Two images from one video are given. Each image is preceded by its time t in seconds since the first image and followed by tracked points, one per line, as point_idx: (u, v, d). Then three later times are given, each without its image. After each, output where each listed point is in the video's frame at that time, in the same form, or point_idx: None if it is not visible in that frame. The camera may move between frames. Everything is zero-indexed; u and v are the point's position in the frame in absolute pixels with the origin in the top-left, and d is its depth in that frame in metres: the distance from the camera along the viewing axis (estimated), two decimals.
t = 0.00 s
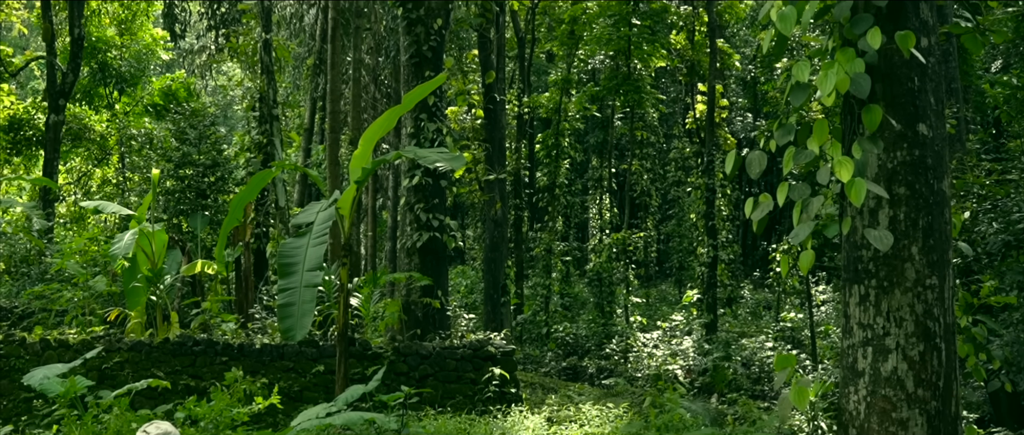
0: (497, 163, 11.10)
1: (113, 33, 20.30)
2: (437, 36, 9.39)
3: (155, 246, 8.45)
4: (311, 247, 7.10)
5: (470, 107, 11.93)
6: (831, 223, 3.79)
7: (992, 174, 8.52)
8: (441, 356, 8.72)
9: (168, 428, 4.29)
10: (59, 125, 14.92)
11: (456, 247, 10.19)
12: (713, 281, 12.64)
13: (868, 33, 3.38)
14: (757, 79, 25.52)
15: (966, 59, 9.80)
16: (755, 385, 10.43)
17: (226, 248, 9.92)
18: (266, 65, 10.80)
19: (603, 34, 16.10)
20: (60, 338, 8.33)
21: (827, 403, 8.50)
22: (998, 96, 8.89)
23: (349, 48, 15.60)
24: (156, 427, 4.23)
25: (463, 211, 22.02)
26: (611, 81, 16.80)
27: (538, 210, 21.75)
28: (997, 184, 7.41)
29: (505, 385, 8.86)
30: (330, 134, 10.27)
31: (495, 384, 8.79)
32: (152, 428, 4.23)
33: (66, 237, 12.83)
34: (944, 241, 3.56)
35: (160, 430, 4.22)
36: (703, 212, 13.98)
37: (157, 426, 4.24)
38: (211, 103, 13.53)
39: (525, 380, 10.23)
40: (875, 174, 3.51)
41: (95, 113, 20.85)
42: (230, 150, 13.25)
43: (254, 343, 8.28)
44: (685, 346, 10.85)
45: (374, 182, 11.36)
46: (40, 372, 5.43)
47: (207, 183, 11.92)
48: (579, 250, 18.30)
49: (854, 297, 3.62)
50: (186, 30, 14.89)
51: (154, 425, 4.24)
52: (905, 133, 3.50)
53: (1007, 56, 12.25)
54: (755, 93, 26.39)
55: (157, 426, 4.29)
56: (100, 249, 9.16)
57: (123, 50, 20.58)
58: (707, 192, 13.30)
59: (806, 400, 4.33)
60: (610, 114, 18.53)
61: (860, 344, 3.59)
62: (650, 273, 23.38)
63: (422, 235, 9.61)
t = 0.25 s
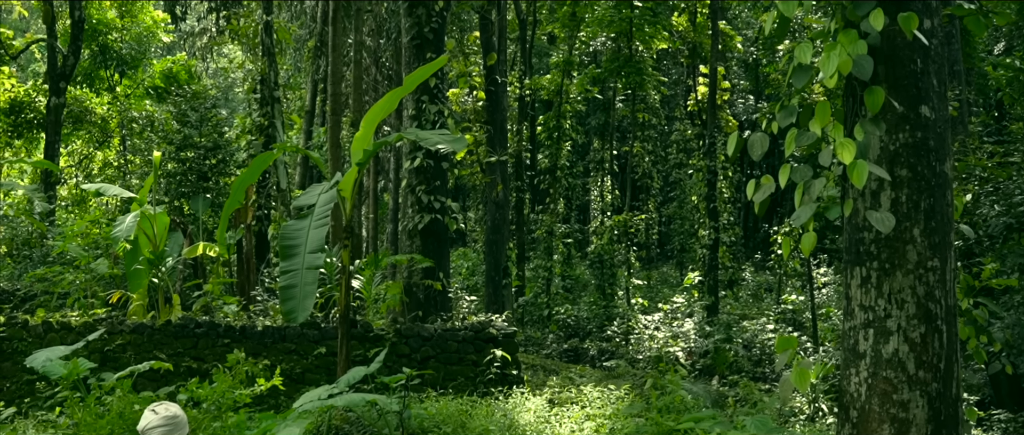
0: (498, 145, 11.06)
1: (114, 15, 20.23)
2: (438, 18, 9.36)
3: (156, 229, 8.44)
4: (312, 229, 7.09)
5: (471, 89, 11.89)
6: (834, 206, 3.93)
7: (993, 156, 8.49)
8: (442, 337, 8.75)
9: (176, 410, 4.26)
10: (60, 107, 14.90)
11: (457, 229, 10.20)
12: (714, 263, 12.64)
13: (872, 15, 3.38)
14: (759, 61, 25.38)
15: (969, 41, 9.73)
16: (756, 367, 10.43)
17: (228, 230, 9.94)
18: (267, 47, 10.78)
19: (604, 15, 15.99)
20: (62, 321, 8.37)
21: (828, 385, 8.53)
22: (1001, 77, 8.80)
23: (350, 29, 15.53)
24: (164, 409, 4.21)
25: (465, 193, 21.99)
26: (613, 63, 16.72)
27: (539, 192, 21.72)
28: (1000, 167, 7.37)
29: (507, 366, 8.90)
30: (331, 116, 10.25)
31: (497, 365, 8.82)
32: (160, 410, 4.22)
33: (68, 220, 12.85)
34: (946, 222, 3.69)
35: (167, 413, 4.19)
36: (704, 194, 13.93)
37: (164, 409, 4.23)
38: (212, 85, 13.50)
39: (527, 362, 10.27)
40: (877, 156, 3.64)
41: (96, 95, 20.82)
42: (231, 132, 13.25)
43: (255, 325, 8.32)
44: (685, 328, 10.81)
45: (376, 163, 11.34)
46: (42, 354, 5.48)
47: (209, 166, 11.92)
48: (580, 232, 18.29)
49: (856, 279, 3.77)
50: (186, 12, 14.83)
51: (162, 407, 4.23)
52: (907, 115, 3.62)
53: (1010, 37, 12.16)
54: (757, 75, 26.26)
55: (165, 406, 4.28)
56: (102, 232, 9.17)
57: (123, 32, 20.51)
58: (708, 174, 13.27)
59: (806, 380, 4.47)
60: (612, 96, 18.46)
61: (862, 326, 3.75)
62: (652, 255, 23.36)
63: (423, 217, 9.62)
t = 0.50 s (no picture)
0: (500, 127, 11.02)
1: None
2: None
3: (157, 212, 8.45)
4: (314, 212, 7.08)
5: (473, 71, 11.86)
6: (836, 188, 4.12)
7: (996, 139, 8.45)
8: (444, 319, 8.78)
9: (179, 392, 4.26)
10: (61, 90, 14.90)
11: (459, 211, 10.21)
12: (715, 245, 12.64)
13: None
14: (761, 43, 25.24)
15: (972, 23, 9.65)
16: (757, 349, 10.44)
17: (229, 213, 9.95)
18: (268, 29, 10.75)
19: None
20: (65, 303, 8.42)
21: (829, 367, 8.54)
22: (1004, 60, 8.75)
23: (351, 11, 15.48)
24: (166, 391, 4.20)
25: (466, 176, 21.95)
26: (615, 45, 16.63)
27: (541, 175, 21.68)
28: (1002, 149, 7.34)
29: (508, 348, 8.94)
30: (332, 98, 10.24)
31: (499, 347, 8.86)
32: (162, 391, 4.21)
33: (69, 203, 12.87)
34: (948, 204, 3.88)
35: (169, 395, 4.19)
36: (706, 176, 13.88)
37: (166, 390, 4.23)
38: (213, 67, 13.48)
39: (528, 344, 10.30)
40: (879, 138, 3.83)
41: (97, 78, 20.80)
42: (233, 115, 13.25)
43: (258, 307, 8.36)
44: (688, 310, 10.72)
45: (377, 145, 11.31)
46: (45, 336, 5.49)
47: (210, 148, 11.92)
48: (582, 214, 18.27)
49: (858, 261, 3.97)
50: None
51: (163, 388, 4.22)
52: (909, 97, 3.80)
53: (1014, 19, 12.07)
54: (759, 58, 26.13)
55: (166, 387, 4.27)
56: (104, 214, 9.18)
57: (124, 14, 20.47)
58: (709, 156, 13.24)
59: (809, 362, 4.70)
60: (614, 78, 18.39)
61: (864, 308, 3.96)
62: (654, 238, 23.33)
63: (425, 199, 9.62)
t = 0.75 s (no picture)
0: (501, 108, 10.94)
1: None
2: None
3: (159, 194, 8.46)
4: (316, 194, 7.09)
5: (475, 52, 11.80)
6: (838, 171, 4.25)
7: (999, 121, 8.38)
8: (446, 301, 8.80)
9: (181, 373, 3.62)
10: (62, 73, 14.90)
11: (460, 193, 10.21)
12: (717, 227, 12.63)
13: None
14: (764, 24, 25.05)
15: (975, 5, 9.54)
16: (758, 331, 10.61)
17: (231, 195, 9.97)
18: (269, 11, 10.71)
19: None
20: (67, 286, 8.47)
21: (830, 349, 8.54)
22: (1007, 42, 8.67)
23: None
24: (168, 371, 3.57)
25: (468, 158, 21.89)
26: (617, 27, 16.53)
27: (543, 157, 21.60)
28: (1005, 131, 7.28)
29: (511, 330, 8.97)
30: (334, 80, 10.21)
31: (501, 329, 8.89)
32: (163, 372, 3.58)
33: (71, 187, 12.90)
34: (949, 187, 4.05)
35: (171, 376, 3.55)
36: (708, 159, 13.78)
37: (168, 371, 3.59)
38: (215, 50, 13.46)
39: (530, 325, 10.32)
40: (883, 119, 3.98)
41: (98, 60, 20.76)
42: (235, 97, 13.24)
43: (260, 289, 8.41)
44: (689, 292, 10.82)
45: (379, 127, 11.24)
46: (48, 318, 5.49)
47: (212, 130, 11.90)
48: (584, 196, 18.23)
49: (860, 243, 4.14)
50: None
51: (165, 369, 3.59)
52: (912, 79, 3.95)
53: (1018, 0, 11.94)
54: (761, 40, 25.94)
55: (168, 368, 3.64)
56: (105, 197, 9.20)
57: None
58: (712, 138, 13.17)
59: (810, 343, 4.81)
60: (616, 60, 18.27)
61: (866, 290, 4.12)
62: (656, 220, 23.27)
63: (427, 181, 9.62)
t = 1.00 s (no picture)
0: (504, 90, 10.95)
1: None
2: None
3: (161, 176, 8.50)
4: (318, 176, 7.08)
5: (477, 34, 11.77)
6: (840, 153, 4.28)
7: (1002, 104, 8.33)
8: (448, 283, 8.82)
9: (186, 354, 3.50)
10: (63, 55, 14.87)
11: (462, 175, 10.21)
12: (719, 210, 12.62)
13: None
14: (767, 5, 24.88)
15: None
16: (761, 312, 10.50)
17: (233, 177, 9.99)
18: None
19: None
20: (70, 268, 8.53)
21: (832, 331, 8.55)
22: (1012, 23, 8.60)
23: None
24: (172, 353, 3.45)
25: (470, 140, 21.85)
26: (619, 8, 16.42)
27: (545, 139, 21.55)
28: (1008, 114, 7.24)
29: (512, 312, 8.97)
30: (336, 62, 10.19)
31: (503, 311, 8.92)
32: (167, 353, 3.46)
33: (73, 169, 12.92)
34: (952, 169, 4.09)
35: (174, 358, 3.43)
36: (710, 141, 13.71)
37: (171, 352, 3.46)
38: (217, 31, 13.42)
39: (532, 307, 10.35)
40: (886, 101, 4.02)
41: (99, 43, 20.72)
42: (236, 79, 13.22)
43: (262, 271, 8.45)
44: (691, 274, 10.99)
45: (381, 110, 11.21)
46: (51, 301, 5.55)
47: (213, 113, 11.89)
48: (586, 178, 18.21)
49: (863, 225, 4.19)
50: None
51: (169, 350, 3.47)
52: (915, 61, 3.99)
53: None
54: (765, 21, 25.79)
55: (172, 347, 3.51)
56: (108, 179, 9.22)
57: None
58: (714, 120, 13.12)
59: (811, 325, 4.83)
60: (618, 41, 18.19)
61: (868, 272, 4.17)
62: (658, 202, 23.24)
63: (429, 163, 9.61)
